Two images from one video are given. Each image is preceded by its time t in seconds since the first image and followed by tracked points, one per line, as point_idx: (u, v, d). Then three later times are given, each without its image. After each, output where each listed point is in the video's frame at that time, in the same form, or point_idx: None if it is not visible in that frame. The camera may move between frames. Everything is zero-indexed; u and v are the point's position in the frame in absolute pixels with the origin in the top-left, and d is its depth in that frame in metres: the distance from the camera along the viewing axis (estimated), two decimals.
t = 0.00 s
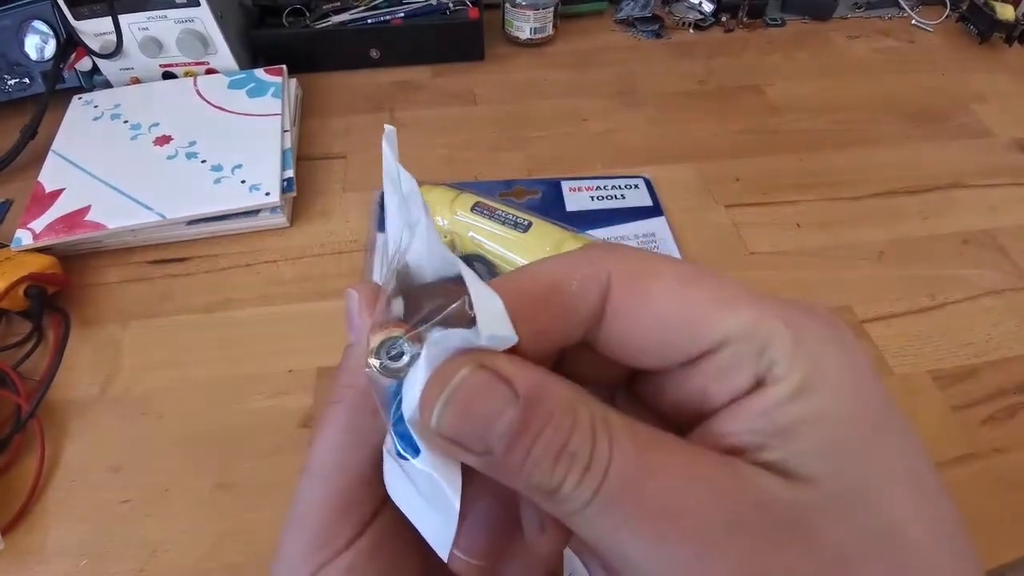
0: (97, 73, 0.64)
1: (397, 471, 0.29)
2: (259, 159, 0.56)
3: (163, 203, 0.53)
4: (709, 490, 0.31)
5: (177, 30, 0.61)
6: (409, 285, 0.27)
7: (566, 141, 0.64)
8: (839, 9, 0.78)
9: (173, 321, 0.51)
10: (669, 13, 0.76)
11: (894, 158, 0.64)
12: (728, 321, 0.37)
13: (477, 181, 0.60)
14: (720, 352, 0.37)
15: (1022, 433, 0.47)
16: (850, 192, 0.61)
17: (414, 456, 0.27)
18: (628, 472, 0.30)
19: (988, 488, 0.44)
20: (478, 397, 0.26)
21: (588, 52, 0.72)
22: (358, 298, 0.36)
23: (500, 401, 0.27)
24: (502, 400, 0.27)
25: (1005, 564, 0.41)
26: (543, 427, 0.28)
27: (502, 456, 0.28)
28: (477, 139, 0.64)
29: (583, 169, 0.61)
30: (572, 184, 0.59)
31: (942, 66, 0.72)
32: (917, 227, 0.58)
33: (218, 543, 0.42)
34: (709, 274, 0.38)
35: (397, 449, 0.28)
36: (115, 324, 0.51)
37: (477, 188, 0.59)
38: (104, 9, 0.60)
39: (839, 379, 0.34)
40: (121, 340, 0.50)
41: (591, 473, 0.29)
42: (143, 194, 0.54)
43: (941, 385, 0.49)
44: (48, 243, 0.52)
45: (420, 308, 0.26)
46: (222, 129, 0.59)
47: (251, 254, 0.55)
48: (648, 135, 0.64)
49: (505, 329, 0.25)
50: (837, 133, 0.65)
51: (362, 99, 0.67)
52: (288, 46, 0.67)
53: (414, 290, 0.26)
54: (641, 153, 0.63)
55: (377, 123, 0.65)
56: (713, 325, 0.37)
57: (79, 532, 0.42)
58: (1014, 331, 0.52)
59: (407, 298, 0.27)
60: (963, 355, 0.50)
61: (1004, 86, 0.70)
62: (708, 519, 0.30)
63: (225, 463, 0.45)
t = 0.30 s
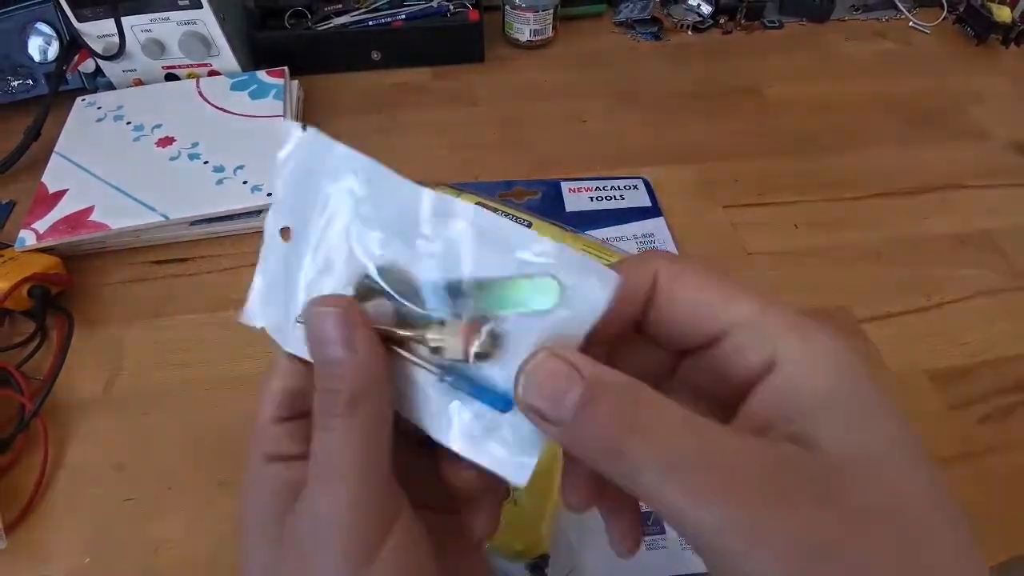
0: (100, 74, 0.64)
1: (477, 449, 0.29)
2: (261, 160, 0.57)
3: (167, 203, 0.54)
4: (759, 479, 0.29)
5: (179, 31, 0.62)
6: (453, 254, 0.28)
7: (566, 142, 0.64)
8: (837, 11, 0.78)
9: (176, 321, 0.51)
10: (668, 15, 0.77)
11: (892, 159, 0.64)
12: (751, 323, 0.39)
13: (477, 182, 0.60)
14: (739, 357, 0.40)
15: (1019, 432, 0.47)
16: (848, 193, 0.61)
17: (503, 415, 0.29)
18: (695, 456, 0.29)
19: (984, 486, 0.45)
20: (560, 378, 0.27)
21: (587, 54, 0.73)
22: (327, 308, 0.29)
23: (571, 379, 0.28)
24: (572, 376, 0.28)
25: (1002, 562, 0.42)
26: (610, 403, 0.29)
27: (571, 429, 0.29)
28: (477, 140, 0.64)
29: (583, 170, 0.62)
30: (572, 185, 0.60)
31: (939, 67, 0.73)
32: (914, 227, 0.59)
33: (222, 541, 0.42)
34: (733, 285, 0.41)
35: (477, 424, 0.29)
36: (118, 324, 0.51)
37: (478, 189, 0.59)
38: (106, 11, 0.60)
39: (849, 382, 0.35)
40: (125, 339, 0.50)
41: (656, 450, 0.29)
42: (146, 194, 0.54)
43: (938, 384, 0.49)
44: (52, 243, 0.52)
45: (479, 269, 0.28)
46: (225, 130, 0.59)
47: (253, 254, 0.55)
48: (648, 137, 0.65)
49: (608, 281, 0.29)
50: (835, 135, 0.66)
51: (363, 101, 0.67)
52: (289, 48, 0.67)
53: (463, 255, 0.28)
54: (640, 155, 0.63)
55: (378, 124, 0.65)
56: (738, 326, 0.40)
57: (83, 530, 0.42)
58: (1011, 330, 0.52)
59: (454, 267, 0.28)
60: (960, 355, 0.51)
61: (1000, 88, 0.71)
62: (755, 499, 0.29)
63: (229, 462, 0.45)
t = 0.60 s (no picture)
0: (98, 73, 0.64)
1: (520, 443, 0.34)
2: (260, 159, 0.56)
3: (165, 203, 0.54)
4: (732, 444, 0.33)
5: (178, 31, 0.61)
6: (521, 277, 0.33)
7: (565, 142, 0.64)
8: (838, 10, 0.78)
9: (174, 321, 0.51)
10: (668, 14, 0.76)
11: (893, 158, 0.64)
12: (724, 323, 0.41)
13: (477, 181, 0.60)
14: (724, 358, 0.40)
15: (1022, 433, 0.47)
16: (849, 193, 0.61)
17: (552, 420, 0.34)
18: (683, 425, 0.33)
19: (986, 487, 0.44)
20: (576, 361, 0.31)
21: (587, 53, 0.72)
22: (394, 328, 0.30)
23: (579, 358, 0.31)
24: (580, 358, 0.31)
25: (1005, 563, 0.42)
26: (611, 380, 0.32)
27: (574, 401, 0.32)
28: (477, 139, 0.64)
29: (583, 170, 0.62)
30: (571, 184, 0.60)
31: (941, 67, 0.72)
32: (916, 226, 0.59)
33: (219, 542, 0.42)
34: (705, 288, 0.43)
35: (526, 422, 0.34)
36: (116, 324, 0.51)
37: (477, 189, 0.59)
38: (105, 10, 0.60)
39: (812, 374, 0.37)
40: (123, 340, 0.50)
41: (648, 421, 0.32)
42: (145, 194, 0.54)
43: (940, 384, 0.49)
44: (50, 243, 0.52)
45: (541, 293, 0.33)
46: (223, 129, 0.59)
47: (252, 254, 0.55)
48: (648, 136, 0.65)
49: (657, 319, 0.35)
50: (836, 134, 0.66)
51: (362, 100, 0.67)
52: (288, 46, 0.67)
53: (529, 279, 0.33)
54: (640, 154, 0.63)
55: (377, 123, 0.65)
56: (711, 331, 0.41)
57: (80, 532, 0.42)
58: (1013, 330, 0.52)
59: (519, 287, 0.33)
60: (962, 354, 0.51)
61: (1002, 87, 0.71)
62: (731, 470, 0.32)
63: (227, 462, 0.45)
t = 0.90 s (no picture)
0: (98, 73, 0.64)
1: (489, 410, 0.37)
2: (260, 159, 0.56)
3: (165, 203, 0.54)
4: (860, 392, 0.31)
5: (178, 31, 0.61)
6: (466, 259, 0.37)
7: (566, 142, 0.64)
8: (838, 10, 0.78)
9: (174, 321, 0.51)
10: (668, 14, 0.76)
11: (893, 158, 0.64)
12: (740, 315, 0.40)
13: (477, 181, 0.60)
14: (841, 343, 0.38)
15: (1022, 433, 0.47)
16: (849, 193, 0.61)
17: (517, 385, 0.37)
18: (781, 376, 0.31)
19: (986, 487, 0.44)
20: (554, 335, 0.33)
21: (587, 53, 0.72)
22: (375, 318, 0.33)
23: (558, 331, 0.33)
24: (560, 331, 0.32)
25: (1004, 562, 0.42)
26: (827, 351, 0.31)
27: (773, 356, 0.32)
28: (477, 139, 0.64)
29: (583, 170, 0.62)
30: (571, 184, 0.60)
31: (940, 66, 0.72)
32: (916, 226, 0.59)
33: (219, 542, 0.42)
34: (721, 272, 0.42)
35: (493, 392, 0.37)
36: (116, 324, 0.51)
37: (477, 188, 0.59)
38: (105, 10, 0.59)
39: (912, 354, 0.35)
40: (123, 340, 0.50)
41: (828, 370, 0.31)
42: (145, 194, 0.54)
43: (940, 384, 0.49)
44: (50, 243, 0.52)
45: (486, 271, 0.37)
46: (223, 129, 0.59)
47: (252, 254, 0.55)
48: (647, 136, 0.65)
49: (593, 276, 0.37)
50: (836, 134, 0.66)
51: (362, 100, 0.67)
52: (288, 47, 0.67)
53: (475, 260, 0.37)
54: (640, 154, 0.63)
55: (377, 123, 0.65)
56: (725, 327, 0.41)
57: (80, 532, 0.42)
58: (1013, 330, 0.52)
59: (467, 269, 0.37)
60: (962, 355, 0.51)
61: (1002, 87, 0.71)
62: (827, 428, 0.30)
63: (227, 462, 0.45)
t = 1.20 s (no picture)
0: (99, 73, 0.64)
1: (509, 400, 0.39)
2: (260, 159, 0.56)
3: (165, 203, 0.54)
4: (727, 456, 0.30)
5: (178, 30, 0.61)
6: (469, 255, 0.38)
7: (565, 142, 0.64)
8: (838, 10, 0.78)
9: (174, 321, 0.51)
10: (668, 14, 0.76)
11: (893, 158, 0.64)
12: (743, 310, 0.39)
13: (477, 181, 0.60)
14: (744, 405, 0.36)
15: (1021, 433, 0.47)
16: (849, 193, 0.61)
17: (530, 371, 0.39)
18: (660, 443, 0.31)
19: (987, 488, 0.44)
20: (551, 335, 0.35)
21: (587, 53, 0.73)
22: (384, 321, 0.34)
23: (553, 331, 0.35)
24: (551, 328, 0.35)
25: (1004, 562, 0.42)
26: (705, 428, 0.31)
27: (650, 440, 0.31)
28: (477, 139, 0.64)
29: (582, 170, 0.62)
30: (571, 184, 0.60)
31: (940, 67, 0.72)
32: (916, 226, 0.59)
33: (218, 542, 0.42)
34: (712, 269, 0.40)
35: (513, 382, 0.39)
36: (116, 324, 0.51)
37: (477, 188, 0.59)
38: (105, 10, 0.59)
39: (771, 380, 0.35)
40: (123, 340, 0.50)
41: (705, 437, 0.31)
42: (145, 194, 0.54)
43: (940, 384, 0.49)
44: (50, 243, 0.52)
45: (490, 267, 0.38)
46: (223, 129, 0.59)
47: (252, 254, 0.55)
48: (647, 136, 0.65)
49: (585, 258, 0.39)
50: (836, 134, 0.66)
51: (362, 100, 0.67)
52: (288, 47, 0.67)
53: (478, 253, 0.38)
54: (640, 154, 0.63)
55: (377, 123, 0.65)
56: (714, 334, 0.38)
57: (79, 532, 0.42)
58: (1013, 330, 0.52)
59: (471, 264, 0.38)
60: (962, 355, 0.51)
61: (1002, 87, 0.71)
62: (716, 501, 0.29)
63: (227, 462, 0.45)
